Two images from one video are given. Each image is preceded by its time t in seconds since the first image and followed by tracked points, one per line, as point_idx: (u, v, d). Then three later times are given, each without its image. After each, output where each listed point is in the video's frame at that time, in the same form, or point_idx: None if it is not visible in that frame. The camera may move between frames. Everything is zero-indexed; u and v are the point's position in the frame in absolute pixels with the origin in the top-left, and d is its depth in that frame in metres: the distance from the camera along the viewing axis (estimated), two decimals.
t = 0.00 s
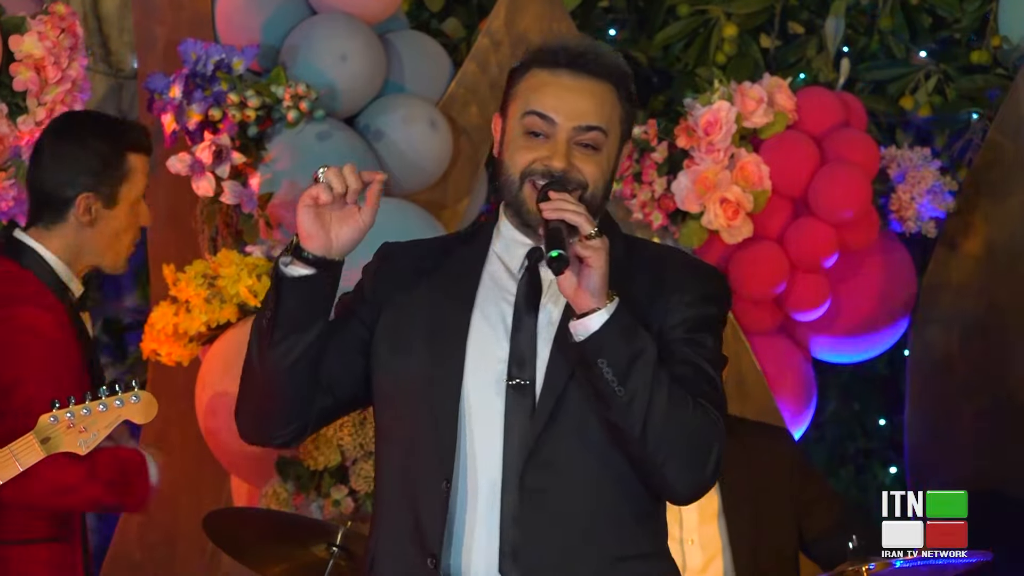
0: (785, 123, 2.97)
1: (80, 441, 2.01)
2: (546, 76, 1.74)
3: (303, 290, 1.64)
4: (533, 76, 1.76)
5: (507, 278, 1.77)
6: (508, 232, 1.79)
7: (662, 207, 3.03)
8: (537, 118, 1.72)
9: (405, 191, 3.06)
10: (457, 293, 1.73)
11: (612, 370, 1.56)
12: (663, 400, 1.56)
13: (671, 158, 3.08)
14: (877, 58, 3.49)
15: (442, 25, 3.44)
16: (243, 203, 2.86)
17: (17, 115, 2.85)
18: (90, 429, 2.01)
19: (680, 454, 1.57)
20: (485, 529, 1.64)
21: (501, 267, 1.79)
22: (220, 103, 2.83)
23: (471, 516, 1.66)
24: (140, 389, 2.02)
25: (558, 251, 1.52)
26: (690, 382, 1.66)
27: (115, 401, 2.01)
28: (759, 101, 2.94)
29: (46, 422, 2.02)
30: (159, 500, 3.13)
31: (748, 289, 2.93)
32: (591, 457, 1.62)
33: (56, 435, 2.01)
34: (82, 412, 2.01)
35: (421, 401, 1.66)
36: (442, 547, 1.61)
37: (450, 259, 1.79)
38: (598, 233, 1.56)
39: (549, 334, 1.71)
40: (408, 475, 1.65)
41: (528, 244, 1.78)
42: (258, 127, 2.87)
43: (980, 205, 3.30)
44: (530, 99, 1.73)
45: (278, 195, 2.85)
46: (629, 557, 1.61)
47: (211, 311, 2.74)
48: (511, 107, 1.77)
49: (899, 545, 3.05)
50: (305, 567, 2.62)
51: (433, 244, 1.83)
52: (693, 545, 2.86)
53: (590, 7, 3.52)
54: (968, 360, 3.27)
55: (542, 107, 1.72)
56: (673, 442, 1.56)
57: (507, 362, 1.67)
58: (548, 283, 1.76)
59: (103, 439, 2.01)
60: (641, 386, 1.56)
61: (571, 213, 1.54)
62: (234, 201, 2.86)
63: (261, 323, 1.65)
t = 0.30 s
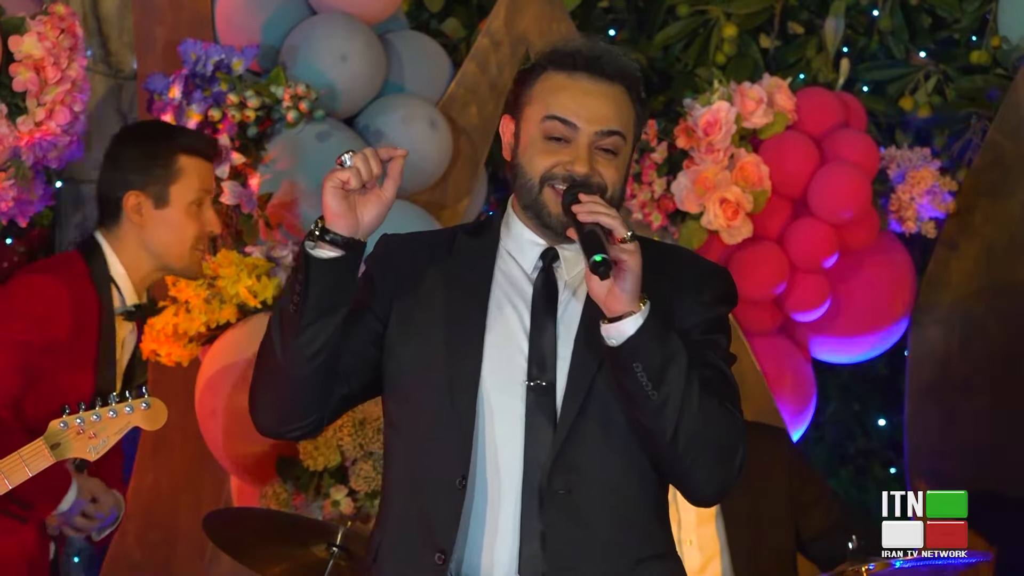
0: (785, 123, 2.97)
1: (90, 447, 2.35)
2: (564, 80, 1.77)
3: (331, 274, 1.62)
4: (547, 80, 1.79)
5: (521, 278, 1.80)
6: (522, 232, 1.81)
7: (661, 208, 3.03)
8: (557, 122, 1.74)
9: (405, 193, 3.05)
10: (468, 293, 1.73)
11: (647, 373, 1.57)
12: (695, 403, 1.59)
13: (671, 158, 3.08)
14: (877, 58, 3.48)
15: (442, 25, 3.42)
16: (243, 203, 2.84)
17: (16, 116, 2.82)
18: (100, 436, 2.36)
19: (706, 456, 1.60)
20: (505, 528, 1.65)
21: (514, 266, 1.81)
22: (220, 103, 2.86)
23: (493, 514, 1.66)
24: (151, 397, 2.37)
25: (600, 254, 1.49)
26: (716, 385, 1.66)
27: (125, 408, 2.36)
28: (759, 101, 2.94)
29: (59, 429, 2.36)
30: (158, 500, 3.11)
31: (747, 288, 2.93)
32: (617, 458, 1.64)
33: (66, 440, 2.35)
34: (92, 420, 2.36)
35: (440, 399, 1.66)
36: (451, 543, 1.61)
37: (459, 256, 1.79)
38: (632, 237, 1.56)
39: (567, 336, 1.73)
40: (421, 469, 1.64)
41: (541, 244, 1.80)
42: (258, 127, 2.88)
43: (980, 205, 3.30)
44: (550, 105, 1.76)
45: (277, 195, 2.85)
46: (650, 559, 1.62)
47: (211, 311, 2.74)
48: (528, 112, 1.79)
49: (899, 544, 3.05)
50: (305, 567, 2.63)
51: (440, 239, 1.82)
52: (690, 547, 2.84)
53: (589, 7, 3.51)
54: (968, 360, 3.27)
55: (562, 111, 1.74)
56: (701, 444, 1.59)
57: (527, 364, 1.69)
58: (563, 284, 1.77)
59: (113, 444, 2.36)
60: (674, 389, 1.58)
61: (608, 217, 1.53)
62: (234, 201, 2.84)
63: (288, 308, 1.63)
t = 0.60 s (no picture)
0: (785, 124, 2.97)
1: (100, 452, 2.35)
2: (570, 96, 1.76)
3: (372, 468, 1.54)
4: (553, 95, 1.78)
5: (526, 291, 1.81)
6: (525, 241, 1.81)
7: (661, 208, 3.04)
8: (568, 139, 1.73)
9: (404, 192, 3.06)
10: (478, 305, 1.73)
11: (666, 399, 1.57)
12: (711, 424, 1.59)
13: (670, 158, 3.10)
14: (877, 59, 3.48)
15: (442, 26, 3.41)
16: (243, 205, 2.84)
17: (16, 118, 2.78)
18: (109, 441, 2.36)
19: (716, 476, 1.60)
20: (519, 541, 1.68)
21: (520, 277, 1.82)
22: (220, 105, 2.85)
23: (506, 526, 1.69)
24: (161, 404, 2.37)
25: (630, 286, 1.53)
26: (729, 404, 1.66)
27: (136, 413, 2.36)
28: (758, 102, 2.94)
29: (65, 435, 2.36)
30: (157, 500, 3.09)
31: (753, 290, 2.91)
32: (628, 473, 1.67)
33: (76, 445, 2.35)
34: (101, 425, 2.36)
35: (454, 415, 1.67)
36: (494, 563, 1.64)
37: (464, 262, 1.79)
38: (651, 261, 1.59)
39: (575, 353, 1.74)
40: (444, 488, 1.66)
41: (545, 253, 1.80)
42: (258, 128, 2.88)
43: (982, 204, 3.30)
44: (558, 121, 1.75)
45: (278, 196, 2.86)
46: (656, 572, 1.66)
47: (211, 312, 2.76)
48: (534, 127, 1.78)
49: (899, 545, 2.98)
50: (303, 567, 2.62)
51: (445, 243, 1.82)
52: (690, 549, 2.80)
53: (589, 8, 3.51)
54: (968, 360, 3.27)
55: (572, 129, 1.73)
56: (713, 464, 1.59)
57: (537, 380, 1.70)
58: (569, 295, 1.79)
59: (122, 449, 2.36)
60: (691, 412, 1.58)
61: (627, 243, 1.57)
62: (234, 203, 2.83)
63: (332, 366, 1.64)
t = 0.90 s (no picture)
0: (785, 125, 2.98)
1: (97, 463, 2.32)
2: (529, 82, 1.79)
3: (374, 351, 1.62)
4: (512, 82, 1.81)
5: (507, 282, 1.83)
6: (500, 233, 1.84)
7: (661, 209, 3.04)
8: (535, 122, 1.75)
9: (403, 193, 3.07)
10: (465, 299, 1.78)
11: (665, 366, 1.65)
12: (707, 396, 1.68)
13: (671, 161, 3.12)
14: (876, 60, 3.49)
15: (441, 28, 3.42)
16: (243, 206, 2.84)
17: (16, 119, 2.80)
18: (106, 452, 2.32)
19: (713, 446, 1.70)
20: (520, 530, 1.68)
21: (499, 271, 1.84)
22: (219, 106, 2.85)
23: (501, 517, 1.69)
24: (156, 416, 2.36)
25: (625, 248, 1.55)
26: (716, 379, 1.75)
27: (131, 425, 2.33)
28: (757, 103, 2.94)
29: (61, 445, 2.31)
30: (157, 503, 3.12)
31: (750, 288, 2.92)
32: (626, 456, 1.71)
33: (73, 456, 2.31)
34: (98, 436, 2.32)
35: (453, 402, 1.70)
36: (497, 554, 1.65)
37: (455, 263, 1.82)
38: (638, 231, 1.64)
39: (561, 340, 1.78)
40: (441, 480, 1.68)
41: (521, 244, 1.83)
42: (257, 130, 2.88)
43: (980, 207, 3.28)
44: (523, 108, 1.77)
45: (277, 198, 2.86)
46: (653, 554, 1.71)
47: (210, 314, 2.76)
48: (498, 117, 1.80)
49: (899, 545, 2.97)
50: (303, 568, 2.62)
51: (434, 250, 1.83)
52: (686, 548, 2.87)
53: (588, 9, 3.51)
54: (968, 361, 3.27)
55: (538, 112, 1.76)
56: (709, 435, 1.69)
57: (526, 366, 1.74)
58: (549, 283, 1.81)
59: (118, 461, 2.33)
60: (688, 382, 1.66)
61: (617, 213, 1.62)
62: (233, 204, 2.83)
63: (322, 373, 1.65)
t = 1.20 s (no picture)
0: (785, 125, 2.97)
1: (71, 470, 2.29)
2: (510, 86, 1.93)
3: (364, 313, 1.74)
4: (492, 85, 1.95)
5: (493, 287, 1.94)
6: (484, 239, 1.96)
7: (661, 209, 3.04)
8: (515, 126, 1.89)
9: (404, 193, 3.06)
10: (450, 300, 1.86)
11: (656, 368, 1.74)
12: (696, 396, 1.77)
13: (671, 161, 3.09)
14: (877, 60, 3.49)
15: (442, 28, 3.43)
16: (243, 206, 2.84)
17: (17, 119, 2.84)
18: (80, 459, 2.29)
19: (702, 444, 1.79)
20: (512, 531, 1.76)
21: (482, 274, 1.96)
22: (220, 106, 2.85)
23: (493, 517, 1.77)
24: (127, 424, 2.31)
25: (619, 253, 1.64)
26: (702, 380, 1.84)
27: (105, 432, 2.29)
28: (758, 103, 2.94)
29: (36, 451, 2.26)
30: (158, 502, 3.12)
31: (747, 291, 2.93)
32: (615, 457, 1.79)
33: (47, 463, 2.27)
34: (72, 443, 2.28)
35: (442, 409, 1.77)
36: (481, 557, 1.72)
37: (446, 268, 1.90)
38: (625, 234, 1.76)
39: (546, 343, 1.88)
40: (429, 490, 1.74)
41: (503, 247, 1.96)
42: (258, 130, 2.88)
43: (980, 206, 3.28)
44: (504, 110, 1.90)
45: (278, 198, 2.87)
46: (643, 552, 1.79)
47: (211, 314, 2.76)
48: (480, 120, 1.94)
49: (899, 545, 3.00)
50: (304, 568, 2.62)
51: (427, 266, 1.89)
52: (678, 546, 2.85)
53: (589, 9, 3.50)
54: (968, 361, 3.27)
55: (517, 116, 1.89)
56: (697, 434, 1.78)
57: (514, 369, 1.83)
58: (533, 285, 1.94)
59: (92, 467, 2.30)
60: (678, 383, 1.75)
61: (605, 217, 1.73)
62: (234, 204, 2.83)
63: (310, 351, 1.73)
